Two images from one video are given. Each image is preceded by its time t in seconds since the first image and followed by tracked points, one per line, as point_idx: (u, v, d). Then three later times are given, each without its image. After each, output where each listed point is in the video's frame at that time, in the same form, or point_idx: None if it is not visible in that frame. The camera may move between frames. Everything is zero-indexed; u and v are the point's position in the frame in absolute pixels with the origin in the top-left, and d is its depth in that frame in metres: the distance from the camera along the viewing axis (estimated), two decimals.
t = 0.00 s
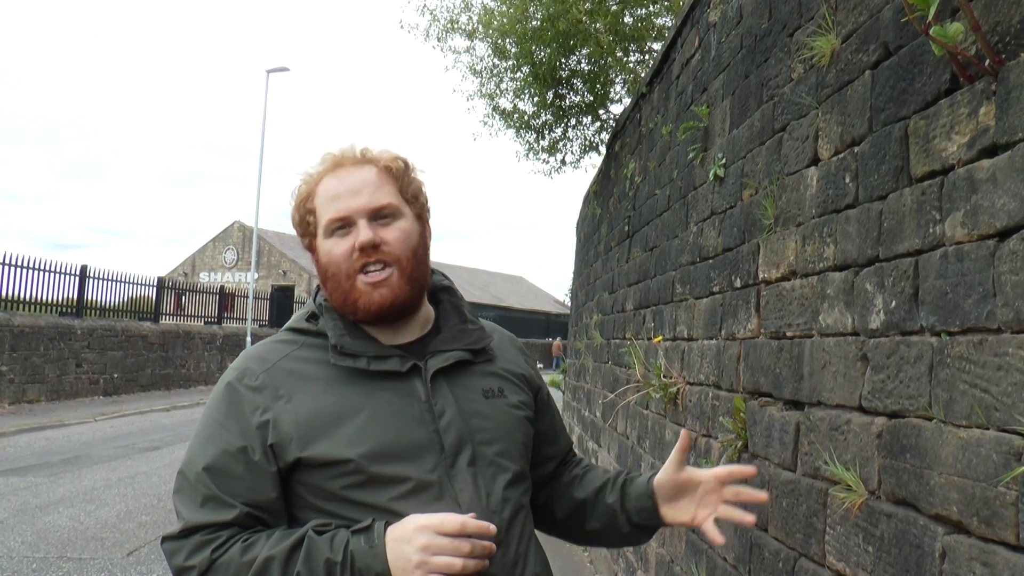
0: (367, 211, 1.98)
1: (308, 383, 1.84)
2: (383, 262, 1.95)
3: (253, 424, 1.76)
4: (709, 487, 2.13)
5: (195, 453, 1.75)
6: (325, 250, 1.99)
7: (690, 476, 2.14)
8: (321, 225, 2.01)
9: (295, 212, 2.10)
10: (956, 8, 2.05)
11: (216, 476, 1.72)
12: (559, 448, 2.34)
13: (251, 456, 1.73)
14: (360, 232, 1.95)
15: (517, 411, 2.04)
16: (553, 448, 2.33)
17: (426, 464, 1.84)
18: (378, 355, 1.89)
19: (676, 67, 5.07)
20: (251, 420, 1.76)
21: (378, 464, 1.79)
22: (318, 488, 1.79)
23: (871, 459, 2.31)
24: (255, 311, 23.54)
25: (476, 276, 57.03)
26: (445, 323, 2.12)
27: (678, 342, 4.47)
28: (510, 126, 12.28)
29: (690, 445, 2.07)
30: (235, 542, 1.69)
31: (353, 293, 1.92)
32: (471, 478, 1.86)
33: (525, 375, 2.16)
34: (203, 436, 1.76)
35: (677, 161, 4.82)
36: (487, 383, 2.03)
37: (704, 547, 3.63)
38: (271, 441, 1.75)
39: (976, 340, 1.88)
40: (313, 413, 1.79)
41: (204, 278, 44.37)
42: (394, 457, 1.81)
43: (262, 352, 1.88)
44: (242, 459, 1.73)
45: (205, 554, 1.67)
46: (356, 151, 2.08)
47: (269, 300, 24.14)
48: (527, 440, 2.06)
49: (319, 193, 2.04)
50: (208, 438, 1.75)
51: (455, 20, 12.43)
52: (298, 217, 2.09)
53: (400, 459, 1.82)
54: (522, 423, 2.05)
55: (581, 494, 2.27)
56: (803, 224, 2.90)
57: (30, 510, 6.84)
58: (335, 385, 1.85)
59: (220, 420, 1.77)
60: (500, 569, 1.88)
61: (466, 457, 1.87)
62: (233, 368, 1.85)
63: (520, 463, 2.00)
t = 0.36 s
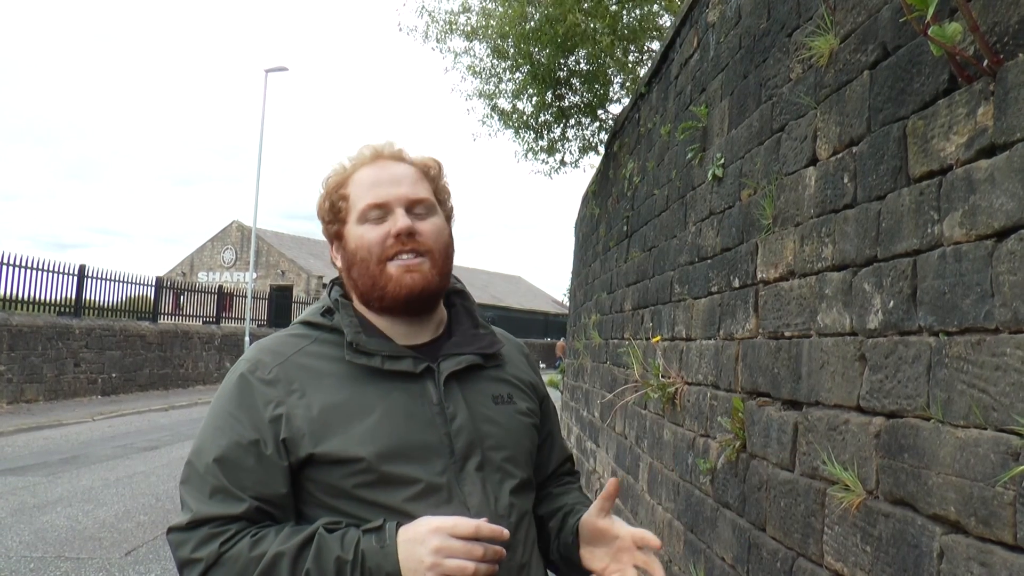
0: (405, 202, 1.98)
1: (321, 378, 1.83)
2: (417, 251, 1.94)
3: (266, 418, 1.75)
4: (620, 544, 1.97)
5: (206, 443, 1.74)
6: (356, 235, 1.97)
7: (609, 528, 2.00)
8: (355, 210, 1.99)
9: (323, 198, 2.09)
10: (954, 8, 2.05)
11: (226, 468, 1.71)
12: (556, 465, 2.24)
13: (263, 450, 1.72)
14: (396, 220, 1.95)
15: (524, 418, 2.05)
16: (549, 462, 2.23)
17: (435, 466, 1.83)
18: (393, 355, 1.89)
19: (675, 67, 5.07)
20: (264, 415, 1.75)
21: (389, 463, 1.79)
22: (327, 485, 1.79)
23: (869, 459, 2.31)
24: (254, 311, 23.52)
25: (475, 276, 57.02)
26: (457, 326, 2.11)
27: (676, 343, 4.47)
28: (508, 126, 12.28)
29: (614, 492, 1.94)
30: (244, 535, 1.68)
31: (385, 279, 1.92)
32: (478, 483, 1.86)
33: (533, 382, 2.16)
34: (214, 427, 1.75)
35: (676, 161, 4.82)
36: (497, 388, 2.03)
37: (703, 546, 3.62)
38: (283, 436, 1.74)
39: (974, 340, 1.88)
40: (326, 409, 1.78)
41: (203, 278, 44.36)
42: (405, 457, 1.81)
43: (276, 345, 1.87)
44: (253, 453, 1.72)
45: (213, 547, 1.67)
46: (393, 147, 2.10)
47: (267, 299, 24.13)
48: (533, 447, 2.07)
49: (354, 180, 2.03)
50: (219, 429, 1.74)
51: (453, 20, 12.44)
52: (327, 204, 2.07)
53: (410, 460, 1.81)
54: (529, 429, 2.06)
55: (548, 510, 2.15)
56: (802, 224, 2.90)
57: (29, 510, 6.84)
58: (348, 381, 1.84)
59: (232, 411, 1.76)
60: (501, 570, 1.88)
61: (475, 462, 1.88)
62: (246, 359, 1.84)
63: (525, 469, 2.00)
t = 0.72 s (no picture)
0: (424, 206, 1.97)
1: (321, 379, 1.82)
2: (434, 259, 1.94)
3: (265, 419, 1.75)
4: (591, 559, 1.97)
5: (204, 443, 1.74)
6: (373, 235, 1.96)
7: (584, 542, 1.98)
8: (373, 209, 1.97)
9: (335, 192, 2.05)
10: (953, 8, 2.05)
11: (224, 468, 1.71)
12: (553, 464, 2.24)
13: (261, 451, 1.72)
14: (415, 225, 1.94)
15: (525, 419, 2.04)
16: (548, 460, 2.24)
17: (435, 468, 1.83)
18: (393, 356, 1.88)
19: (674, 67, 5.07)
20: (263, 416, 1.75)
21: (388, 465, 1.79)
22: (325, 486, 1.78)
23: (868, 459, 2.31)
24: (252, 310, 23.51)
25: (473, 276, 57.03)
26: (459, 326, 2.10)
27: (675, 342, 4.47)
28: (507, 125, 12.28)
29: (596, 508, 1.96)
30: (239, 528, 1.70)
31: (399, 286, 1.91)
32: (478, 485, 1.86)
33: (532, 383, 2.16)
34: (213, 427, 1.75)
35: (675, 161, 4.82)
36: (498, 389, 2.03)
37: (701, 546, 3.63)
38: (283, 437, 1.74)
39: (973, 339, 1.88)
40: (326, 410, 1.78)
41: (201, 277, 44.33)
42: (405, 460, 1.81)
43: (276, 345, 1.87)
44: (251, 454, 1.72)
45: (210, 544, 1.67)
46: (413, 148, 2.08)
47: (266, 299, 24.14)
48: (532, 448, 2.07)
49: (372, 178, 2.01)
50: (218, 429, 1.74)
51: (453, 18, 12.43)
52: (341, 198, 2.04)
53: (410, 462, 1.81)
54: (529, 430, 2.06)
55: (542, 507, 2.15)
56: (801, 224, 2.90)
57: (27, 509, 6.83)
58: (348, 382, 1.84)
59: (232, 411, 1.76)
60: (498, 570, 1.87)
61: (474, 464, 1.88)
62: (247, 359, 1.83)
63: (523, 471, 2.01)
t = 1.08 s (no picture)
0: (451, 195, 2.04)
1: (322, 383, 1.82)
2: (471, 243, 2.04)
3: (269, 425, 1.74)
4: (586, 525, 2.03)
5: (206, 453, 1.72)
6: (420, 223, 1.96)
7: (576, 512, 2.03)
8: (413, 198, 1.97)
9: (352, 184, 1.97)
10: (950, 6, 2.05)
11: (229, 478, 1.70)
12: (542, 452, 2.25)
13: (265, 459, 1.71)
14: (456, 212, 2.01)
15: (520, 413, 2.07)
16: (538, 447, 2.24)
17: (438, 466, 1.85)
18: (391, 357, 1.89)
19: (672, 65, 5.07)
20: (267, 423, 1.74)
21: (395, 467, 1.80)
22: (332, 490, 1.78)
23: (865, 456, 2.31)
24: (251, 309, 23.49)
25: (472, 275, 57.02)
26: (449, 322, 2.11)
27: (673, 341, 4.47)
28: (506, 123, 12.28)
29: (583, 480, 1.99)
30: (248, 541, 1.68)
31: (457, 268, 1.97)
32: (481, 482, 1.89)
33: (523, 376, 2.18)
34: (214, 436, 1.73)
35: (673, 159, 4.82)
36: (492, 385, 2.05)
37: (699, 545, 3.63)
38: (288, 443, 1.73)
39: (969, 337, 1.88)
40: (329, 415, 1.78)
41: (200, 276, 44.30)
42: (411, 460, 1.82)
43: (272, 351, 1.85)
44: (256, 463, 1.70)
45: (219, 557, 1.66)
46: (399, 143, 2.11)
47: (264, 298, 24.12)
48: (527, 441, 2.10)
49: (398, 170, 1.99)
50: (220, 438, 1.72)
51: (451, 16, 12.41)
52: (363, 189, 1.96)
53: (417, 462, 1.83)
54: (524, 424, 2.08)
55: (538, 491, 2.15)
56: (798, 222, 2.90)
57: (25, 508, 6.83)
58: (349, 385, 1.84)
59: (233, 420, 1.74)
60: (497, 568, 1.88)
61: (476, 461, 1.90)
62: (243, 365, 1.82)
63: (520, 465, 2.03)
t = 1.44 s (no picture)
0: (446, 196, 2.04)
1: (327, 375, 1.82)
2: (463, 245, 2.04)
3: (278, 418, 1.72)
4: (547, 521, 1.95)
5: (216, 449, 1.69)
6: (415, 224, 1.96)
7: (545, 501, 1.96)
8: (409, 199, 1.96)
9: (349, 183, 1.95)
10: (947, 2, 2.05)
11: (242, 473, 1.68)
12: (537, 439, 2.27)
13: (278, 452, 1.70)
14: (449, 214, 2.01)
15: (518, 402, 2.10)
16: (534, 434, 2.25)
17: (445, 455, 1.86)
18: (393, 349, 1.90)
19: (670, 63, 5.07)
20: (275, 416, 1.72)
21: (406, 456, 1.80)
22: (343, 483, 1.78)
23: (863, 453, 2.32)
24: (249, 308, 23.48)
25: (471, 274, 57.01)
26: (443, 315, 2.13)
27: (671, 338, 4.47)
28: (504, 121, 12.28)
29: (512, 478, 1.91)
30: (268, 541, 1.66)
31: (449, 270, 1.98)
32: (486, 470, 1.91)
33: (517, 365, 2.21)
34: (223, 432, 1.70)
35: (670, 157, 4.82)
36: (490, 374, 2.07)
37: (698, 542, 3.63)
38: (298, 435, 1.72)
39: (967, 333, 1.88)
40: (337, 406, 1.78)
41: (198, 275, 44.27)
42: (421, 449, 1.82)
43: (274, 346, 1.84)
44: (269, 456, 1.69)
45: (238, 557, 1.63)
46: (394, 140, 2.10)
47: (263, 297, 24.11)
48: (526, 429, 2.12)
49: (394, 169, 1.98)
50: (229, 433, 1.70)
51: (449, 14, 12.41)
52: (359, 188, 1.95)
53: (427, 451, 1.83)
54: (522, 412, 2.11)
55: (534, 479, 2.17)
56: (796, 219, 2.90)
57: (24, 509, 6.83)
58: (353, 377, 1.84)
59: (242, 414, 1.72)
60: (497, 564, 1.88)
61: (481, 450, 1.92)
62: (247, 360, 1.80)
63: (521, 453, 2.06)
